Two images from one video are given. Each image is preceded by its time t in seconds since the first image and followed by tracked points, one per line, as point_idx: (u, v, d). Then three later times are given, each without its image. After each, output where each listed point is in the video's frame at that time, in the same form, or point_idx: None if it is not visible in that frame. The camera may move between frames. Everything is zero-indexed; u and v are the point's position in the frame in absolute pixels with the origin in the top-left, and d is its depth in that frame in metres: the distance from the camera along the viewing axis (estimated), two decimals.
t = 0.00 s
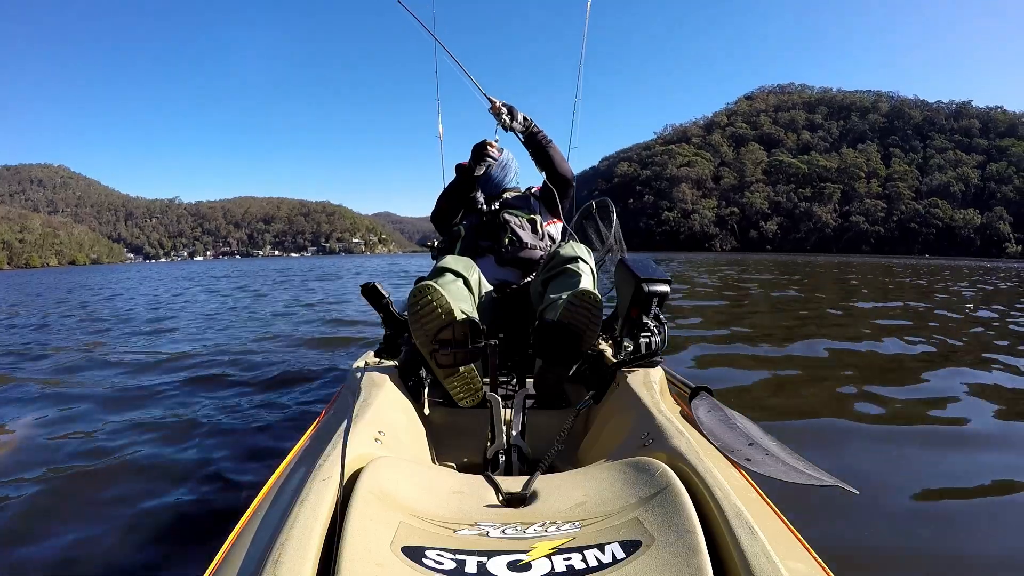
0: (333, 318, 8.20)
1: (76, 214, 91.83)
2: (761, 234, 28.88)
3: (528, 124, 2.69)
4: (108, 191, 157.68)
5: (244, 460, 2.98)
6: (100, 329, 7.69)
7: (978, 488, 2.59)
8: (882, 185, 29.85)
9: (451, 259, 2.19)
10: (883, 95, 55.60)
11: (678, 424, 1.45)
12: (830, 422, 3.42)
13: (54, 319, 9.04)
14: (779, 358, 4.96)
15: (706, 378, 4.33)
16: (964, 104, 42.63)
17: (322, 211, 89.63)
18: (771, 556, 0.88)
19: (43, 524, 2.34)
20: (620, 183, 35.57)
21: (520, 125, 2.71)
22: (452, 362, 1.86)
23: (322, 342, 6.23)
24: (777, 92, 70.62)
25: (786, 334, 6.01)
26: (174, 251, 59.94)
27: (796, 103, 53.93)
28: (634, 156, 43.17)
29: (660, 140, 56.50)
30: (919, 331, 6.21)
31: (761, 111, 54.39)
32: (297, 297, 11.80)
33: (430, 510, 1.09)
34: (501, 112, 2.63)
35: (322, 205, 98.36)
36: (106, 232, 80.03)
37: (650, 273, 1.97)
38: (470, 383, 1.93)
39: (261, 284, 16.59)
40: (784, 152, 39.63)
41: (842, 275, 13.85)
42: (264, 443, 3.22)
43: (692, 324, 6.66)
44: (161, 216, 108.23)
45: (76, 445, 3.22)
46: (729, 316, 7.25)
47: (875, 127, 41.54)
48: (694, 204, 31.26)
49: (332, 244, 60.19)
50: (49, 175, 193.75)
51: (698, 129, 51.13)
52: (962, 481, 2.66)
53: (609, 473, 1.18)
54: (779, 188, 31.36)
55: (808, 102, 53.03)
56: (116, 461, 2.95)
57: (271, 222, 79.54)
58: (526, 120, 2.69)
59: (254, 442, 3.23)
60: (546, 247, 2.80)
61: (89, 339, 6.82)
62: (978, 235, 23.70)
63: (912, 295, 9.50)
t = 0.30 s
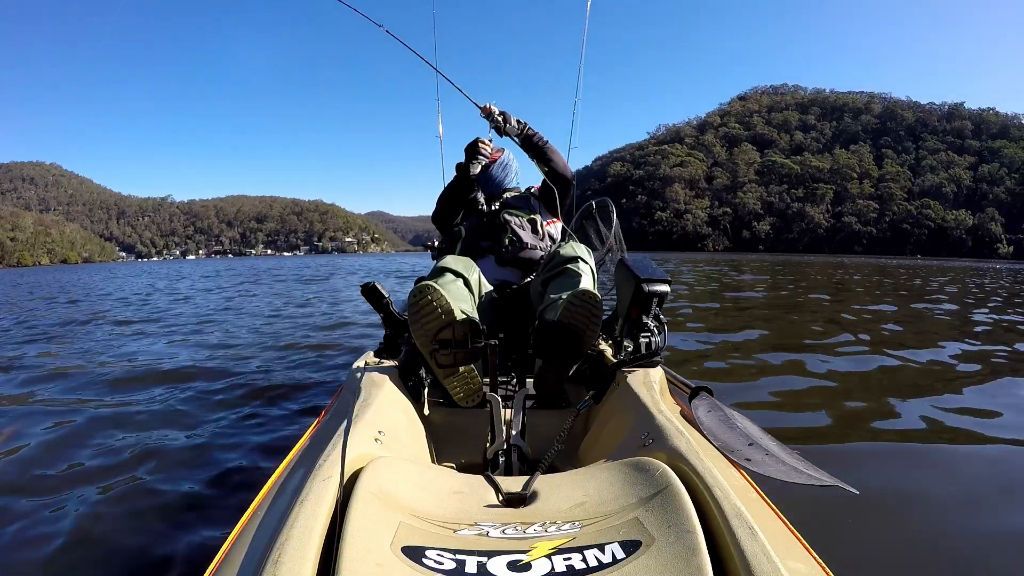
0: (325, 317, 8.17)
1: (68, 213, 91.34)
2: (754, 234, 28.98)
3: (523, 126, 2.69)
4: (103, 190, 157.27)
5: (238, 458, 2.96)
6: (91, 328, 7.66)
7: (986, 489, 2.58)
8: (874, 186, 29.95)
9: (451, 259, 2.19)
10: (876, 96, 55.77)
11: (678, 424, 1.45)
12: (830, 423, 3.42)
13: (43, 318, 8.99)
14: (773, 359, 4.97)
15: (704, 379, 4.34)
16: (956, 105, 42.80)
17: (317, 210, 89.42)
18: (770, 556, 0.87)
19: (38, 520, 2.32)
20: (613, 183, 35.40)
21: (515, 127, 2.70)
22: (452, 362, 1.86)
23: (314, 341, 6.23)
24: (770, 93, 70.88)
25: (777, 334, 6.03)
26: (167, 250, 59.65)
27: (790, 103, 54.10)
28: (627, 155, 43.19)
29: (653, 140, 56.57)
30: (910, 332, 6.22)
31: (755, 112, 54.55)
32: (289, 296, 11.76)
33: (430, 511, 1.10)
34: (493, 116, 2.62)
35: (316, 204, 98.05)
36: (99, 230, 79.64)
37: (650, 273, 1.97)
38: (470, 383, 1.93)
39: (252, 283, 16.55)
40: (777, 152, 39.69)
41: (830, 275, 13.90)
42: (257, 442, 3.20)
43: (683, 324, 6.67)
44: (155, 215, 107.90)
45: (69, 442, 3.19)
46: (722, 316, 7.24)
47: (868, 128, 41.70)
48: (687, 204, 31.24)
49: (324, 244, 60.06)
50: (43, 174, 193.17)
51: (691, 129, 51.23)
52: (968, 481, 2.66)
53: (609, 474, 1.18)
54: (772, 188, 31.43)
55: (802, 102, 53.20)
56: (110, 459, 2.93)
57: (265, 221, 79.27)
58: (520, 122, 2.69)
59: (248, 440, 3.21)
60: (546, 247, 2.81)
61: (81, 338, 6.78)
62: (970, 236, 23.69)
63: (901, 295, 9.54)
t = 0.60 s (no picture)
0: (317, 318, 8.17)
1: (59, 212, 90.74)
2: (746, 235, 28.94)
3: (520, 132, 2.67)
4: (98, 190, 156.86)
5: (232, 460, 2.95)
6: (79, 329, 7.61)
7: (986, 488, 2.58)
8: (867, 187, 30.04)
9: (451, 259, 2.19)
10: (868, 98, 55.99)
11: (678, 425, 1.45)
12: (829, 422, 3.43)
13: (30, 319, 8.92)
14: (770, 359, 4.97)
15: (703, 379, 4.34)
16: (948, 108, 42.99)
17: (311, 210, 89.22)
18: (770, 556, 0.87)
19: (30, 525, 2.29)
20: (606, 184, 35.18)
21: (512, 135, 2.69)
22: (452, 362, 1.87)
23: (305, 342, 6.24)
24: (764, 95, 71.02)
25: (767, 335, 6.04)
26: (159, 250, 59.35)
27: (784, 105, 54.23)
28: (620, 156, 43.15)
29: (647, 140, 56.56)
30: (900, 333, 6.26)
31: (748, 113, 54.63)
32: (279, 297, 11.73)
33: (430, 510, 1.09)
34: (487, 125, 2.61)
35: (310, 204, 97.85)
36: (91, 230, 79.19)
37: (650, 273, 1.97)
38: (470, 383, 1.94)
39: (241, 284, 16.51)
40: (771, 154, 39.78)
41: (818, 277, 13.99)
42: (251, 443, 3.19)
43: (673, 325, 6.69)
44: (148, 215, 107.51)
45: (63, 444, 3.17)
46: (713, 317, 7.26)
47: (861, 130, 41.85)
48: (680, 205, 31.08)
49: (317, 244, 59.96)
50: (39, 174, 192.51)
51: (685, 130, 51.21)
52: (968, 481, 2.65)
53: (609, 473, 1.18)
54: (765, 189, 31.46)
55: (795, 104, 53.32)
56: (105, 459, 2.91)
57: (258, 220, 79.12)
58: (518, 129, 2.67)
59: (242, 441, 3.20)
60: (545, 249, 2.83)
61: (71, 339, 6.74)
62: (962, 237, 23.74)
63: (888, 296, 9.61)
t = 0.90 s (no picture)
0: (309, 317, 8.15)
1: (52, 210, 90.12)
2: (740, 236, 29.02)
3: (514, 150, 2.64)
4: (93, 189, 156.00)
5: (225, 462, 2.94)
6: (69, 327, 7.56)
7: (988, 490, 2.57)
8: (861, 190, 30.12)
9: (451, 259, 2.19)
10: (862, 100, 56.12)
11: (678, 424, 1.45)
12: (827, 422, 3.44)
13: (18, 316, 8.85)
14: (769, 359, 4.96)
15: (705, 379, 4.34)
16: (942, 112, 43.17)
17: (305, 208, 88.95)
18: (770, 556, 0.87)
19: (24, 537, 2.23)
20: (601, 184, 34.41)
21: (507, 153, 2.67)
22: (452, 361, 1.87)
23: (298, 341, 6.25)
24: (759, 98, 71.21)
25: (760, 336, 6.05)
26: (152, 247, 59.09)
27: (778, 107, 54.37)
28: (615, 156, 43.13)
29: (641, 141, 56.56)
30: (892, 334, 6.28)
31: (743, 114, 54.70)
32: (270, 296, 11.69)
33: (430, 510, 1.09)
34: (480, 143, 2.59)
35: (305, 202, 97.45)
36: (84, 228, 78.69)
37: (650, 273, 1.97)
38: (469, 383, 1.94)
39: (232, 282, 16.46)
40: (766, 156, 39.80)
41: (808, 278, 14.01)
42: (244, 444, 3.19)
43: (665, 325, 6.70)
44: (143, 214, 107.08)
45: (59, 445, 3.15)
46: (705, 318, 7.27)
47: (855, 133, 42.02)
48: (674, 206, 30.47)
49: (311, 243, 59.83)
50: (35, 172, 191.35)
51: (680, 131, 51.25)
52: (968, 482, 2.66)
53: (609, 473, 1.18)
54: (759, 191, 31.52)
55: (790, 106, 53.44)
56: (103, 461, 2.91)
57: (251, 219, 78.65)
58: (510, 146, 2.64)
59: (234, 442, 3.18)
60: (546, 250, 2.83)
61: (61, 338, 6.68)
62: (955, 240, 23.89)
63: (877, 298, 9.65)
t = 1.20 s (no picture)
0: (302, 316, 8.13)
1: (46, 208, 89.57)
2: (735, 238, 29.15)
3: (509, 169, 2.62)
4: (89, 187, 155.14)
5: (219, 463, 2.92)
6: (60, 324, 7.52)
7: (988, 489, 2.58)
8: (856, 194, 30.20)
9: (451, 259, 2.19)
10: (857, 104, 56.29)
11: (678, 424, 1.45)
12: (826, 423, 3.45)
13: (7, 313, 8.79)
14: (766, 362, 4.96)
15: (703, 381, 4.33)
16: (936, 116, 43.31)
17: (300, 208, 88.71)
18: (771, 556, 0.87)
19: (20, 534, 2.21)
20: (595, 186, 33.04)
21: (501, 172, 2.64)
22: (452, 361, 1.87)
23: (291, 339, 6.25)
24: (754, 101, 71.38)
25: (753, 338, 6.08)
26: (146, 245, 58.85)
27: (774, 110, 54.53)
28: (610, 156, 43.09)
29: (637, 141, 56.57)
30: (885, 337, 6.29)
31: (739, 116, 54.81)
32: (263, 294, 11.66)
33: (430, 510, 1.09)
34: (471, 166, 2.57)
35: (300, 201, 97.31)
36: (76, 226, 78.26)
37: (650, 273, 1.97)
38: (469, 384, 1.94)
39: (224, 280, 16.42)
40: (761, 159, 39.83)
41: (799, 281, 14.03)
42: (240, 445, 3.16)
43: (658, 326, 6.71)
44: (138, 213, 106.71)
45: (60, 441, 3.17)
46: (698, 320, 7.27)
47: (850, 137, 42.13)
48: (669, 208, 30.19)
49: (306, 242, 59.73)
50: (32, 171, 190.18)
51: (675, 133, 51.29)
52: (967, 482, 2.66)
53: (609, 473, 1.18)
54: (754, 195, 31.57)
55: (785, 109, 53.58)
56: (102, 457, 2.92)
57: (247, 218, 78.53)
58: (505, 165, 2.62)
59: (231, 442, 3.17)
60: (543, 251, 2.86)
61: (53, 335, 6.65)
62: (949, 244, 23.89)
63: (869, 301, 9.66)
